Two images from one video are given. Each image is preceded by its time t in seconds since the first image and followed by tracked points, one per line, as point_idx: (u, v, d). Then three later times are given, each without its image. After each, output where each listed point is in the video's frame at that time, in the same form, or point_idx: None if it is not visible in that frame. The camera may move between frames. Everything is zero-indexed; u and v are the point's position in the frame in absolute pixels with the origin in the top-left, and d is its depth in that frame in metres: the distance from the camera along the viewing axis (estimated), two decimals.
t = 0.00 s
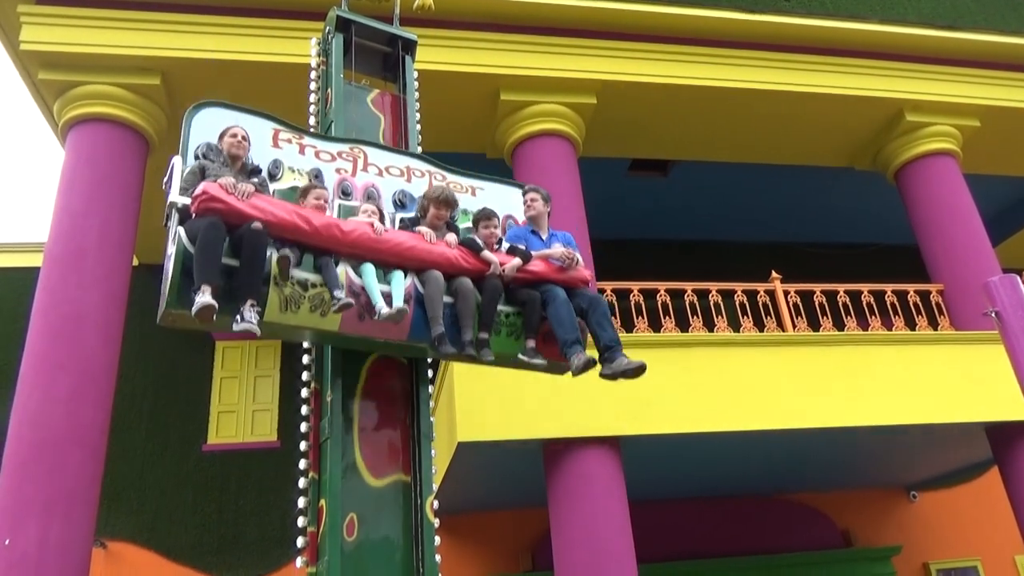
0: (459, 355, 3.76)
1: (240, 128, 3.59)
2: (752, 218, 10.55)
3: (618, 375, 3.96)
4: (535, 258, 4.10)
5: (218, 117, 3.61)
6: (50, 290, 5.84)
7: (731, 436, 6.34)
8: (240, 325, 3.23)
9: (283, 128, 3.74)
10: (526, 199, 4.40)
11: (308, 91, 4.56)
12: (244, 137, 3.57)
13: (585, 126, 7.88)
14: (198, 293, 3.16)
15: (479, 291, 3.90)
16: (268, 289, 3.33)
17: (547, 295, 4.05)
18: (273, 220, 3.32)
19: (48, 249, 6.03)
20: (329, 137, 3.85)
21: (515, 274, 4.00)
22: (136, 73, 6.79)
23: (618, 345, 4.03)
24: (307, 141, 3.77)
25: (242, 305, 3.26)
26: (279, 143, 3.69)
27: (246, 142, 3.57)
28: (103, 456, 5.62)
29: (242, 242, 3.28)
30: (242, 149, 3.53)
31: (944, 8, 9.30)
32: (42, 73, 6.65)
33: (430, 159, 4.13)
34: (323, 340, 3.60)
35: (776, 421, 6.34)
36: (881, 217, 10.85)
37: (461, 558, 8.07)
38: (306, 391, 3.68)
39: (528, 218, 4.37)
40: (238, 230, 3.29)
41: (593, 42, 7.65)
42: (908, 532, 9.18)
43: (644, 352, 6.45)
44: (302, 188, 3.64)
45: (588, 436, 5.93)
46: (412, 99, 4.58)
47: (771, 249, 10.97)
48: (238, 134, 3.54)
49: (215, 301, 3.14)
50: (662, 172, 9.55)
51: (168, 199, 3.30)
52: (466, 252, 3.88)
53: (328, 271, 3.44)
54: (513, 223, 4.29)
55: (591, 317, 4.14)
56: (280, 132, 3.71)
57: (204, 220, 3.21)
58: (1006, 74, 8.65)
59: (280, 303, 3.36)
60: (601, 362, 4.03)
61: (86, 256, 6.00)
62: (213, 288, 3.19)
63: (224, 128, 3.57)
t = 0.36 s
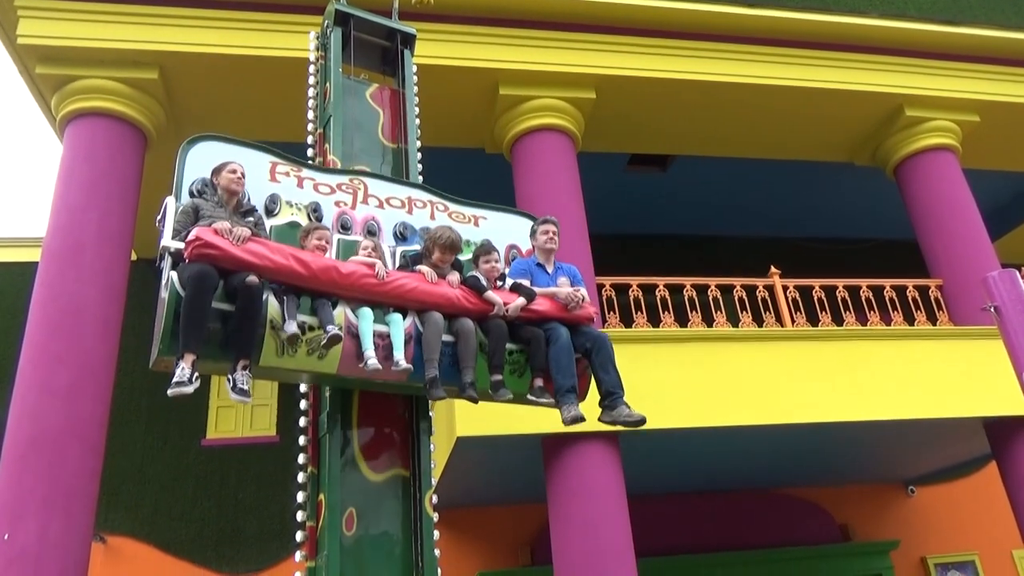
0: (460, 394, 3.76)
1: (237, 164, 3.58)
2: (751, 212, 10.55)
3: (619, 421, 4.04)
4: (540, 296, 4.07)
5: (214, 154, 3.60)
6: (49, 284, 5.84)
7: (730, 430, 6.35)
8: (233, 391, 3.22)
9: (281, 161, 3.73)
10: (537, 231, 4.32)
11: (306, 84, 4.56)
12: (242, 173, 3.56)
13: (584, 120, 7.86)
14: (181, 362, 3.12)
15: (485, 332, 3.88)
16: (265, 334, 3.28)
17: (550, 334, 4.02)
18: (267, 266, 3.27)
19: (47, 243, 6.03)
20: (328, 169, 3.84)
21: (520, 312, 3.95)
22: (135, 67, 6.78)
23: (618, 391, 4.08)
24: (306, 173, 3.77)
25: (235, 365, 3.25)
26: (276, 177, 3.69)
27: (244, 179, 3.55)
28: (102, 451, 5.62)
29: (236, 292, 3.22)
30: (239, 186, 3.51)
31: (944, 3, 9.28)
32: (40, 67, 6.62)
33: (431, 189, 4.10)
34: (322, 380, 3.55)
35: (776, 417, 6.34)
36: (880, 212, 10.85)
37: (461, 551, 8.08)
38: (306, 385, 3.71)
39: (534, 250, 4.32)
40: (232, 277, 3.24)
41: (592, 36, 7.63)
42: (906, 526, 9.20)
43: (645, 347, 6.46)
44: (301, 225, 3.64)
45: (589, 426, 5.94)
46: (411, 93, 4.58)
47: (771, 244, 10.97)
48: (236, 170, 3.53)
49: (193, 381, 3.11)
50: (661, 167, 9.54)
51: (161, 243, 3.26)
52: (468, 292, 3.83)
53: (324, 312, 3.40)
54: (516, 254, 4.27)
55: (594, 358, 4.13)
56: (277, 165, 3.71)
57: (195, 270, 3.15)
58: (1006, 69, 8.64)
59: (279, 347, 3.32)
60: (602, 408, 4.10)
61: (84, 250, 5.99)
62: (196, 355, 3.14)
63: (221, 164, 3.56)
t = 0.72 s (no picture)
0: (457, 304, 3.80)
1: (240, 89, 3.62)
2: (750, 209, 10.55)
3: (613, 325, 4.14)
4: (529, 219, 4.18)
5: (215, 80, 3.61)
6: (46, 281, 5.82)
7: (729, 428, 6.36)
8: (228, 281, 3.30)
9: (280, 94, 3.74)
10: (529, 165, 4.38)
11: (304, 81, 4.55)
12: (245, 98, 3.60)
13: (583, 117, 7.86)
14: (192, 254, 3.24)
15: (475, 251, 3.96)
16: (268, 243, 3.41)
17: (540, 252, 4.14)
18: (269, 173, 3.39)
19: (44, 239, 6.01)
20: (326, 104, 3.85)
21: (509, 232, 4.08)
22: (132, 64, 6.76)
23: (610, 300, 4.21)
24: (305, 107, 3.78)
25: (233, 257, 3.33)
26: (276, 109, 3.70)
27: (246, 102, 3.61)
28: (101, 448, 5.62)
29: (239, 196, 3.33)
30: (242, 109, 3.56)
31: None
32: (37, 64, 6.61)
33: (427, 127, 4.10)
34: (322, 297, 3.66)
35: (774, 411, 6.36)
36: (879, 209, 10.85)
37: (460, 550, 8.09)
38: (304, 382, 3.66)
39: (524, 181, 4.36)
40: (235, 184, 3.35)
41: (591, 33, 7.63)
42: (904, 522, 9.22)
43: (643, 343, 6.44)
44: (300, 150, 3.65)
45: (587, 427, 5.94)
46: (408, 90, 4.58)
47: (770, 241, 10.98)
48: (239, 94, 3.58)
49: (205, 267, 3.24)
50: (660, 163, 9.54)
51: (169, 153, 3.34)
52: (461, 210, 3.94)
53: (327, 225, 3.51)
54: (507, 189, 4.28)
55: (585, 275, 4.26)
56: (277, 98, 3.72)
57: (201, 171, 3.26)
58: (1005, 66, 8.64)
59: (280, 255, 3.44)
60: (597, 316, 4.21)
61: (82, 247, 5.99)
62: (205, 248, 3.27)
63: (222, 88, 3.60)
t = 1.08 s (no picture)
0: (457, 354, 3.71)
1: (235, 127, 3.54)
2: (750, 204, 10.54)
3: (623, 371, 3.98)
4: (534, 256, 4.10)
5: (212, 116, 3.57)
6: (46, 273, 5.82)
7: (728, 422, 6.37)
8: (224, 323, 3.19)
9: (278, 125, 3.71)
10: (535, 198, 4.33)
11: (304, 72, 4.54)
12: (240, 136, 3.52)
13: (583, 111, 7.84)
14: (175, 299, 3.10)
15: (478, 292, 3.88)
16: (263, 289, 3.28)
17: (546, 294, 4.05)
18: (266, 218, 3.29)
19: (43, 232, 6.01)
20: (325, 134, 3.83)
21: (514, 271, 3.98)
22: (132, 56, 6.75)
23: (618, 343, 4.06)
24: (302, 138, 3.74)
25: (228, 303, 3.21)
26: (274, 141, 3.67)
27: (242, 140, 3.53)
28: (100, 441, 5.63)
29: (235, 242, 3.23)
30: (237, 147, 3.48)
31: None
32: (36, 56, 6.58)
33: (428, 156, 4.09)
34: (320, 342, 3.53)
35: (773, 407, 6.36)
36: (879, 204, 10.85)
37: (458, 541, 8.10)
38: (304, 376, 3.68)
39: (527, 215, 4.36)
40: (231, 230, 3.25)
41: (591, 27, 7.61)
42: (902, 517, 9.24)
43: (641, 340, 6.46)
44: (296, 186, 3.61)
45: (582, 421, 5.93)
46: (408, 83, 4.58)
47: (769, 236, 10.98)
48: (233, 132, 3.50)
49: (187, 312, 3.09)
50: (660, 158, 9.53)
51: (162, 199, 3.28)
52: (464, 250, 3.84)
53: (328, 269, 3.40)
54: (510, 221, 4.29)
55: (591, 316, 4.16)
56: (274, 129, 3.69)
57: (195, 220, 3.18)
58: (1006, 62, 8.62)
59: (276, 302, 3.31)
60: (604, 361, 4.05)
61: (81, 239, 5.98)
62: (191, 293, 3.13)
63: (217, 127, 3.54)
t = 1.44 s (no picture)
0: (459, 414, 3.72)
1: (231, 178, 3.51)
2: (750, 199, 10.53)
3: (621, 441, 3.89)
4: (540, 311, 3.98)
5: (208, 163, 3.54)
6: (44, 266, 5.82)
7: (727, 416, 6.38)
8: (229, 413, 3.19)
9: (275, 171, 3.68)
10: (548, 245, 4.24)
11: (304, 64, 4.52)
12: (236, 187, 3.50)
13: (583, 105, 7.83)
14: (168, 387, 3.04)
15: (481, 346, 3.78)
16: (257, 353, 3.20)
17: (550, 350, 3.94)
18: (261, 284, 3.19)
19: (42, 224, 6.00)
20: (325, 179, 3.80)
21: (520, 327, 3.86)
22: (130, 48, 6.73)
23: (622, 409, 3.96)
24: (302, 184, 3.72)
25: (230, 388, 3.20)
26: (271, 187, 3.65)
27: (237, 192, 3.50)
28: (99, 432, 5.63)
29: (231, 311, 3.16)
30: (233, 200, 3.45)
31: None
32: (35, 47, 6.56)
33: (430, 198, 4.04)
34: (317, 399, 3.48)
35: (771, 403, 6.36)
36: (879, 200, 10.84)
37: (456, 533, 8.12)
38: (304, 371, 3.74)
39: (539, 260, 4.29)
40: (225, 296, 3.16)
41: (591, 21, 7.59)
42: (900, 513, 9.26)
43: (642, 333, 6.46)
44: (295, 237, 3.57)
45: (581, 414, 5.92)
46: (408, 77, 4.56)
47: (769, 232, 10.97)
48: (229, 184, 3.47)
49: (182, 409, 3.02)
50: (660, 153, 9.52)
51: (154, 260, 3.22)
52: (468, 307, 3.72)
53: (321, 333, 3.33)
54: (516, 264, 4.24)
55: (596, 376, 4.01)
56: (272, 175, 3.67)
57: (188, 289, 3.09)
58: (1007, 57, 8.60)
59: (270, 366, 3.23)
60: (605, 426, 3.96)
61: (80, 231, 5.97)
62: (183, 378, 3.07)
63: (214, 176, 3.52)
